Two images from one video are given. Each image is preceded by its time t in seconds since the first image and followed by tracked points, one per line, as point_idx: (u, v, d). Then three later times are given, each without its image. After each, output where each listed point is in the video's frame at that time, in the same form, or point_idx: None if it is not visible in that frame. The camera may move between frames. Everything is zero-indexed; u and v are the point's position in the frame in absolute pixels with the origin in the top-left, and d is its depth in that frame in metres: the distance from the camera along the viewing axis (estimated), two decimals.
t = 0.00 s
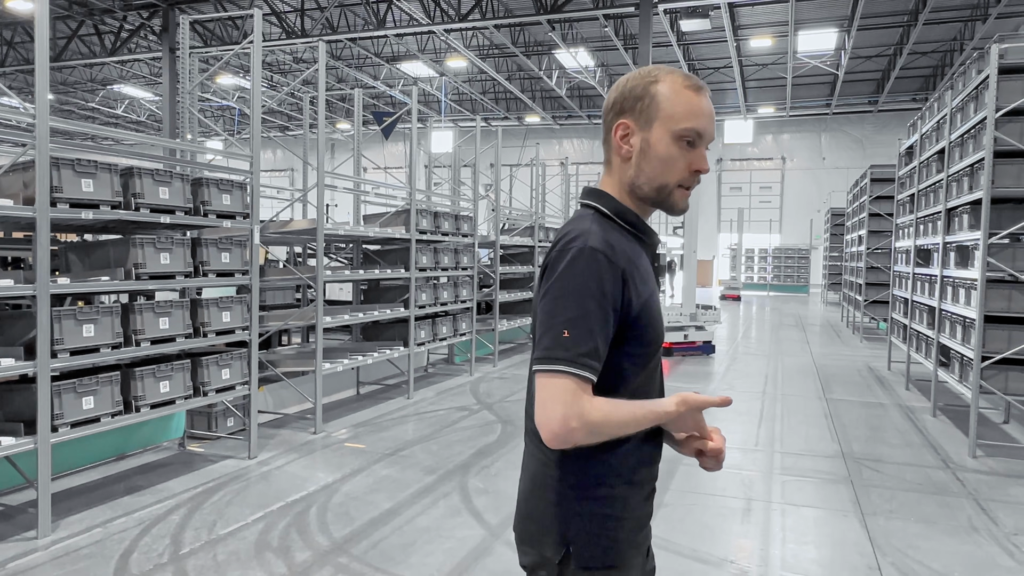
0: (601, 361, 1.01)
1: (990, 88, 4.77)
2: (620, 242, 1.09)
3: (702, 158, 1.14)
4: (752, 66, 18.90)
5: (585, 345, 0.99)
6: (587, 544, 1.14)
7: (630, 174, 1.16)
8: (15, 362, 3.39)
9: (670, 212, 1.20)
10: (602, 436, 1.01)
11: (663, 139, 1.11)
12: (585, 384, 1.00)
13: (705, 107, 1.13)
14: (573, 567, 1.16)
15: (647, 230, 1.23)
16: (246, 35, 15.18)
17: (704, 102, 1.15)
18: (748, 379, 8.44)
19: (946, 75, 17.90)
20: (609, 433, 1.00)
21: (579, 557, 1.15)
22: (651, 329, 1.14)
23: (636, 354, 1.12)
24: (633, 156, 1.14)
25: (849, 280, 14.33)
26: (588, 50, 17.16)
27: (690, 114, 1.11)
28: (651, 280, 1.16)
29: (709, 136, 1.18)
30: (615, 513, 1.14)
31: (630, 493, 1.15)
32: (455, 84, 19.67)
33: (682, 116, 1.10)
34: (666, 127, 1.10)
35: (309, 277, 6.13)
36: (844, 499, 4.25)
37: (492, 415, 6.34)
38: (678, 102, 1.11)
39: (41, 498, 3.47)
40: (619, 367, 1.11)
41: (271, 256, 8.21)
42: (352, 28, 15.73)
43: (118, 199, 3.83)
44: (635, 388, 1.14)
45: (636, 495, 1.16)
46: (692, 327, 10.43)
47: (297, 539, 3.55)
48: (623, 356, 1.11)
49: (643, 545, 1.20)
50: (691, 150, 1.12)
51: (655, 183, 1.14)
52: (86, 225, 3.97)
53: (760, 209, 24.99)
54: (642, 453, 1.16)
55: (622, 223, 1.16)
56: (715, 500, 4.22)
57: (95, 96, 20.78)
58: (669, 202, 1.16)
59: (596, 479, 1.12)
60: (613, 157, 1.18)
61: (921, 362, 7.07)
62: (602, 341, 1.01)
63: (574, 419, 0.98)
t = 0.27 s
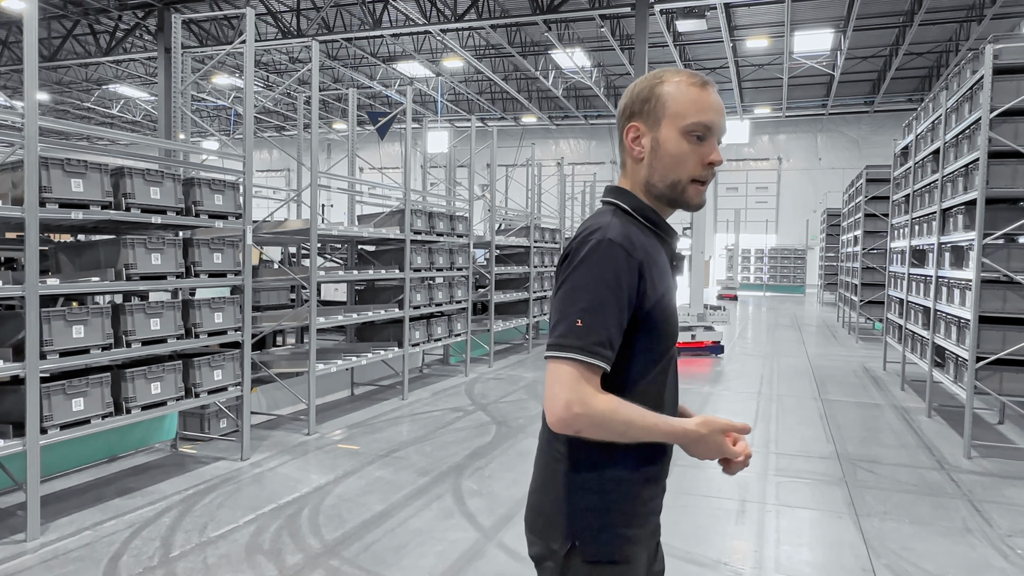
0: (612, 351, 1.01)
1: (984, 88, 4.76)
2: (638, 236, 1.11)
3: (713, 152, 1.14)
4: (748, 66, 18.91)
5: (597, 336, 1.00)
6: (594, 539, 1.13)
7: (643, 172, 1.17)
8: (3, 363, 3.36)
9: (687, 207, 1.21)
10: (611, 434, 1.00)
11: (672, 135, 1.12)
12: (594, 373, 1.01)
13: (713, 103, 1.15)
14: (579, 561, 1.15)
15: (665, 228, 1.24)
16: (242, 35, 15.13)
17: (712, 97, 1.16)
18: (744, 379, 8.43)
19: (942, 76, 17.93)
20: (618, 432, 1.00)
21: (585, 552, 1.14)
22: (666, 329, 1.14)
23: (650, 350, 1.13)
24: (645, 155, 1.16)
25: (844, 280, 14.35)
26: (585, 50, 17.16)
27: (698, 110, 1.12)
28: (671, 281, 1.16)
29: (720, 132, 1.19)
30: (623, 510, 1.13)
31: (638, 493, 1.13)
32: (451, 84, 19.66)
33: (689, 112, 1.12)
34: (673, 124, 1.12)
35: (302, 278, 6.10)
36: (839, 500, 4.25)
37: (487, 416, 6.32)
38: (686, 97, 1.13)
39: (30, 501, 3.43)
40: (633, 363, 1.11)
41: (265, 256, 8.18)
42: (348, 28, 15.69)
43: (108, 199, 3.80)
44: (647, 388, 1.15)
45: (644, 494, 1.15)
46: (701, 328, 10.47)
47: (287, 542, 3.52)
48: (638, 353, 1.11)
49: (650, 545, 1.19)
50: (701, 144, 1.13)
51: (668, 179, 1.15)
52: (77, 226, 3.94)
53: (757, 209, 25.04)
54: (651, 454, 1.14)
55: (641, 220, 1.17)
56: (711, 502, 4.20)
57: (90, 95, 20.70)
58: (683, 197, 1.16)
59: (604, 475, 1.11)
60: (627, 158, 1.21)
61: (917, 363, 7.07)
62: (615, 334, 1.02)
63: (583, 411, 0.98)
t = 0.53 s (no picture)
0: (598, 343, 1.03)
1: (978, 89, 4.74)
2: (629, 231, 1.13)
3: (701, 150, 1.13)
4: (743, 66, 18.92)
5: (581, 327, 1.02)
6: (591, 532, 1.16)
7: (635, 172, 1.20)
8: None
9: (682, 206, 1.21)
10: (602, 426, 0.99)
11: (656, 134, 1.14)
12: (577, 364, 1.03)
13: (706, 101, 1.15)
14: (574, 553, 1.18)
15: (668, 227, 1.24)
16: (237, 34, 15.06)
17: (707, 95, 1.16)
18: (738, 380, 8.42)
19: (937, 76, 17.96)
20: (608, 424, 0.98)
21: (584, 543, 1.17)
22: (662, 327, 1.14)
23: (644, 344, 1.13)
24: (636, 156, 1.19)
25: (840, 280, 14.36)
26: (580, 50, 17.14)
27: (683, 109, 1.13)
28: (667, 279, 1.16)
29: (718, 131, 1.18)
30: (619, 507, 1.15)
31: (634, 490, 1.15)
32: (447, 84, 19.63)
33: (676, 110, 1.13)
34: (661, 122, 1.14)
35: (294, 278, 6.06)
36: (834, 502, 4.22)
37: (480, 417, 6.30)
38: (675, 96, 1.14)
39: (14, 505, 3.39)
40: (623, 359, 1.12)
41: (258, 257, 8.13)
42: (343, 27, 15.64)
43: (95, 199, 3.74)
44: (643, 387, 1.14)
45: (643, 493, 1.16)
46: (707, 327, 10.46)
47: (276, 546, 3.49)
48: (629, 351, 1.12)
49: (651, 544, 1.20)
50: (687, 143, 1.14)
51: (654, 178, 1.17)
52: (63, 226, 3.89)
53: (752, 209, 25.10)
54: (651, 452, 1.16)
55: (638, 217, 1.18)
56: (704, 504, 4.18)
57: (84, 95, 20.57)
58: (674, 194, 1.17)
59: (601, 469, 1.14)
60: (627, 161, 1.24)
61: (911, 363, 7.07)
62: (600, 326, 1.04)
63: (567, 402, 0.99)
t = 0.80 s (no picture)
0: (568, 343, 1.05)
1: (959, 90, 4.74)
2: (607, 236, 1.13)
3: (683, 155, 1.13)
4: (728, 66, 19.02)
5: (550, 329, 1.05)
6: (569, 528, 1.17)
7: (624, 179, 1.21)
8: None
9: (668, 213, 1.19)
10: (571, 425, 1.00)
11: (641, 139, 1.15)
12: (548, 365, 1.05)
13: (694, 107, 1.14)
14: (551, 552, 1.20)
15: (658, 237, 1.23)
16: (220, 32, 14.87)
17: (698, 103, 1.16)
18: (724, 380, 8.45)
19: (919, 77, 18.17)
20: (576, 422, 0.99)
21: (561, 538, 1.18)
22: (642, 330, 1.13)
23: (623, 348, 1.12)
24: (626, 162, 1.20)
25: (824, 280, 14.47)
26: (566, 49, 17.13)
27: (667, 115, 1.13)
28: (649, 281, 1.16)
29: (707, 139, 1.16)
30: (596, 510, 1.15)
31: (612, 495, 1.15)
32: (433, 83, 19.57)
33: (660, 115, 1.13)
34: (646, 127, 1.14)
35: (276, 279, 5.99)
36: (817, 503, 4.25)
37: (465, 419, 6.27)
38: (662, 102, 1.14)
39: None
40: (602, 362, 1.13)
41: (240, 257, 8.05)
42: (327, 26, 15.52)
43: (70, 200, 3.67)
44: (627, 389, 1.14)
45: (624, 496, 1.15)
46: (707, 327, 10.52)
47: (256, 552, 3.45)
48: (608, 354, 1.13)
49: (632, 552, 1.18)
50: (671, 148, 1.13)
51: (638, 183, 1.17)
52: (38, 227, 3.82)
53: (738, 209, 25.25)
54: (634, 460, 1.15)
55: (625, 224, 1.19)
56: (688, 506, 4.19)
57: (64, 93, 20.26)
58: (657, 200, 1.16)
59: (577, 465, 1.15)
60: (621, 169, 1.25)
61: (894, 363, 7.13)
62: (571, 328, 1.05)
63: (535, 401, 1.01)
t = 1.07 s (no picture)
0: (541, 335, 1.08)
1: (941, 89, 4.78)
2: (586, 233, 1.16)
3: (683, 160, 1.16)
4: (713, 66, 19.16)
5: (524, 319, 1.08)
6: (542, 515, 1.19)
7: (621, 175, 1.24)
8: None
9: (658, 215, 1.22)
10: (544, 403, 1.04)
11: (647, 136, 1.18)
12: (523, 354, 1.08)
13: (703, 118, 1.18)
14: (523, 540, 1.22)
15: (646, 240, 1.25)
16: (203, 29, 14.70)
17: (708, 115, 1.20)
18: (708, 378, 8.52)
19: (900, 77, 18.41)
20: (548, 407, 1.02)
21: (535, 525, 1.20)
22: (619, 325, 1.14)
23: (600, 342, 1.13)
24: (627, 160, 1.23)
25: (807, 278, 14.61)
26: (552, 47, 17.15)
27: (676, 119, 1.17)
28: (630, 277, 1.17)
29: (710, 151, 1.20)
30: (569, 500, 1.17)
31: (584, 487, 1.16)
32: (418, 81, 19.52)
33: (668, 118, 1.17)
34: (654, 126, 1.18)
35: (258, 278, 5.93)
36: (800, 500, 4.28)
37: (450, 417, 6.25)
38: (674, 105, 1.18)
39: None
40: (578, 356, 1.14)
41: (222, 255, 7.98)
42: (312, 22, 15.42)
43: (46, 196, 3.61)
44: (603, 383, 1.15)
45: (598, 487, 1.17)
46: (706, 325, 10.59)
47: (238, 554, 3.42)
48: (584, 347, 1.14)
49: (606, 545, 1.18)
50: (673, 151, 1.17)
51: (635, 179, 1.20)
52: (13, 225, 3.76)
53: (722, 208, 25.43)
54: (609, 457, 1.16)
55: (611, 223, 1.21)
56: (673, 505, 4.21)
57: (42, 88, 19.95)
58: (651, 198, 1.18)
59: (553, 454, 1.17)
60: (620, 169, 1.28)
61: (877, 361, 7.21)
62: (546, 318, 1.08)
63: (509, 388, 1.04)
